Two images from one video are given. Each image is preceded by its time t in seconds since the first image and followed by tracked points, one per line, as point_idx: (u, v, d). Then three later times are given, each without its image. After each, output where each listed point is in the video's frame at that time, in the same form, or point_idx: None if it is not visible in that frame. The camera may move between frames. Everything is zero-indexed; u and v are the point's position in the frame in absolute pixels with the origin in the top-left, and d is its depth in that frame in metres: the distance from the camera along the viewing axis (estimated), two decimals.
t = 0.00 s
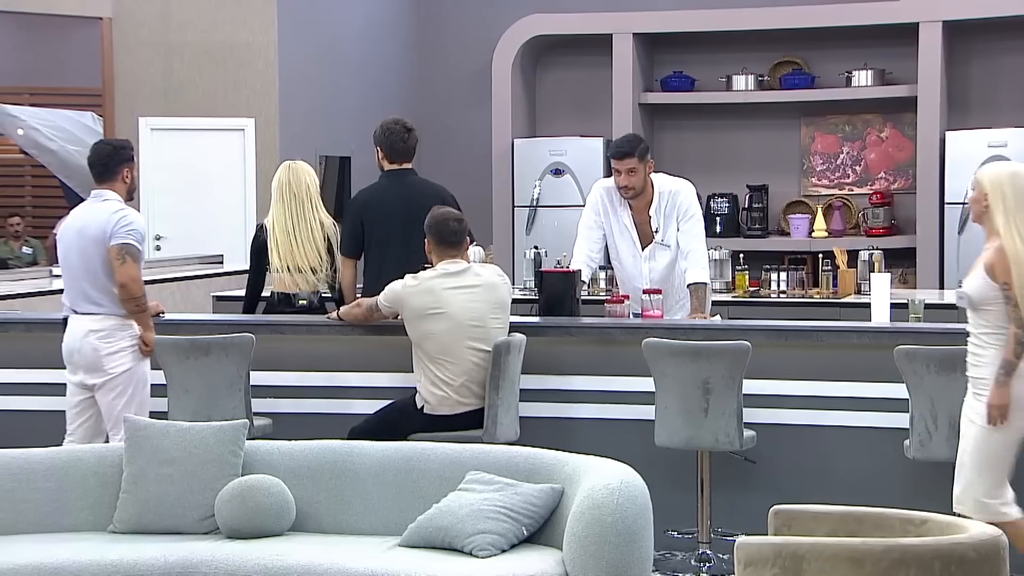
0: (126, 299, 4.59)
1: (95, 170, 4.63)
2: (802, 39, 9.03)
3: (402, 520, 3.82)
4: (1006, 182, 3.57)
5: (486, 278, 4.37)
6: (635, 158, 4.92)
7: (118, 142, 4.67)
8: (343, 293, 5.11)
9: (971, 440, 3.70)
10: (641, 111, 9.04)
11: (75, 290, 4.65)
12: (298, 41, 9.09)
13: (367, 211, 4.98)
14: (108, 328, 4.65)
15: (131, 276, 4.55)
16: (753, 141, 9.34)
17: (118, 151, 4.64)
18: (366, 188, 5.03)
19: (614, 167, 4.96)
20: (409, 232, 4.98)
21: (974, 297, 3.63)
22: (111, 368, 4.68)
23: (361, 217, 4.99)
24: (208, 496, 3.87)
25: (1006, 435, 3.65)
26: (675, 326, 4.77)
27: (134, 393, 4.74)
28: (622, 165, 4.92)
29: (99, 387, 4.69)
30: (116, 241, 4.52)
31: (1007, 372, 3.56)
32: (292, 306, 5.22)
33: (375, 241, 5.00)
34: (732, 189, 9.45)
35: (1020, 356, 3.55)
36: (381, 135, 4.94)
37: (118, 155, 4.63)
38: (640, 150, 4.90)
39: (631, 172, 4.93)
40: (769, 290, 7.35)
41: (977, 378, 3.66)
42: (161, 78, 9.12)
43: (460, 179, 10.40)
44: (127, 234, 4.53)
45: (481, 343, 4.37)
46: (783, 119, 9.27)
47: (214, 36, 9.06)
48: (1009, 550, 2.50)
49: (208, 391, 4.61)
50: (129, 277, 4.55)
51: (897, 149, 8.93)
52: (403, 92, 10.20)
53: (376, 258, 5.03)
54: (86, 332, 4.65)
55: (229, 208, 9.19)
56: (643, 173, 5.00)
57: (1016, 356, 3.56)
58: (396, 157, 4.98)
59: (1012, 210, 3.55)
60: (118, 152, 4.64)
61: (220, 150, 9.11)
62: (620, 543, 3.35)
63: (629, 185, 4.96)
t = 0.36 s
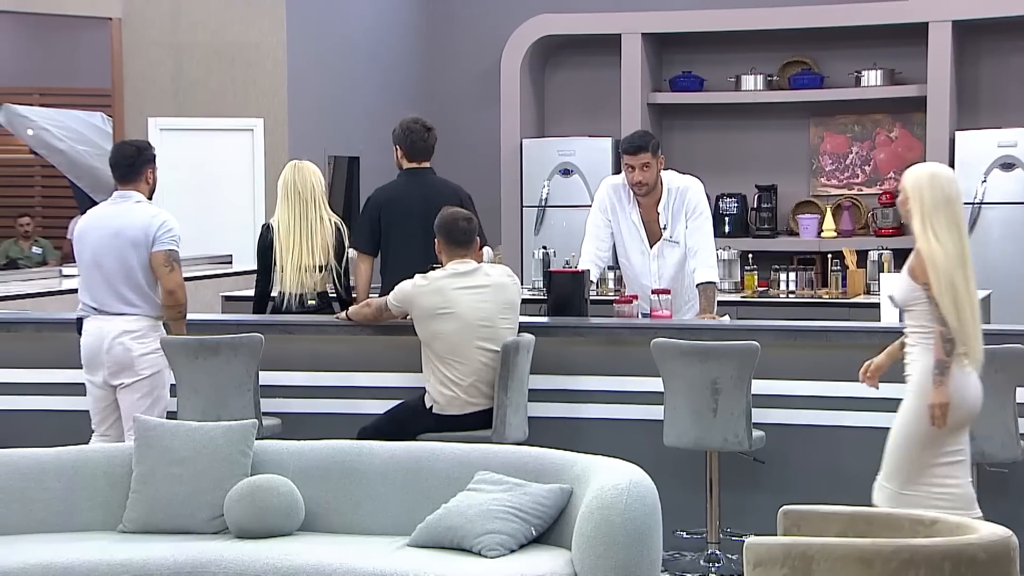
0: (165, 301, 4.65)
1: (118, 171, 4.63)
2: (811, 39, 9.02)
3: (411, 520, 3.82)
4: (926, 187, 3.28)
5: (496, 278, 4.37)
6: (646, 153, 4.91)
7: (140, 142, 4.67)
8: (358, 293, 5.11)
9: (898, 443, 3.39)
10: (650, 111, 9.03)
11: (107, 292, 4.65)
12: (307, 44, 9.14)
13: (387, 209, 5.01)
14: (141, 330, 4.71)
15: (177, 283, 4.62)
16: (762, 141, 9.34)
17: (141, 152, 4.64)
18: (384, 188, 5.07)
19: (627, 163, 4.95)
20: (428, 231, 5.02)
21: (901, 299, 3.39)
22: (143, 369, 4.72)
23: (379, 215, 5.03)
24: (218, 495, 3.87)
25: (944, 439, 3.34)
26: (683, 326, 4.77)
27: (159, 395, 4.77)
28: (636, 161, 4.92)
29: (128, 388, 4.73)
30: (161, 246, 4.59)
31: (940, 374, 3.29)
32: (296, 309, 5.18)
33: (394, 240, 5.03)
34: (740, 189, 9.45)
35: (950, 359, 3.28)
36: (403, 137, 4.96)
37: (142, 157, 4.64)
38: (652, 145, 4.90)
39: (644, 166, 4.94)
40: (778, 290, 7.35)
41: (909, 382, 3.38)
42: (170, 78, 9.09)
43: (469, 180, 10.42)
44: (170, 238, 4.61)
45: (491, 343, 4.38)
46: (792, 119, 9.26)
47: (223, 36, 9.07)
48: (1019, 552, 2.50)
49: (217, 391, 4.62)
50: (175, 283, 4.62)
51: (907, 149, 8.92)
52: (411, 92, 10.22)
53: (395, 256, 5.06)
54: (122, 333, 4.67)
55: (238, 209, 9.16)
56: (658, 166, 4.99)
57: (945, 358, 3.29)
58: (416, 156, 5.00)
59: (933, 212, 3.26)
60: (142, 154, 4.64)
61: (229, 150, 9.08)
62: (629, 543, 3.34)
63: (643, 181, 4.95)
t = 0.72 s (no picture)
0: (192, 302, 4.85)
1: (127, 173, 4.64)
2: (816, 39, 9.01)
3: (417, 520, 3.82)
4: (853, 184, 3.63)
5: (502, 278, 4.36)
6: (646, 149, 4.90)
7: (149, 144, 4.69)
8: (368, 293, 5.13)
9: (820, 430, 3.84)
10: (655, 111, 9.03)
11: (126, 295, 4.66)
12: (313, 44, 9.16)
13: (394, 207, 5.01)
14: (160, 330, 4.73)
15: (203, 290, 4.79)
16: (767, 141, 9.34)
17: (150, 154, 4.66)
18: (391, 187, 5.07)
19: (629, 160, 4.94)
20: (432, 230, 5.02)
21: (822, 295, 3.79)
22: (161, 367, 4.73)
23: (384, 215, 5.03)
24: (224, 495, 3.87)
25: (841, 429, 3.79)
26: (688, 326, 4.76)
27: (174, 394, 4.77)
28: (637, 156, 4.92)
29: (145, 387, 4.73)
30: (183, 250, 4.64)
31: (835, 370, 3.73)
32: (299, 309, 5.22)
33: (401, 240, 5.03)
34: (746, 189, 9.44)
35: (849, 353, 3.71)
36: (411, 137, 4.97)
37: (151, 158, 4.66)
38: (653, 140, 4.91)
39: (646, 162, 4.93)
40: (784, 290, 7.34)
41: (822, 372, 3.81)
42: (175, 78, 9.09)
43: (475, 180, 10.42)
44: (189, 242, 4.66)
45: (497, 343, 4.37)
46: (797, 119, 9.26)
47: (229, 36, 9.07)
48: None
49: (223, 391, 4.62)
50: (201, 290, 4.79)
51: (913, 149, 8.91)
52: (416, 92, 10.23)
53: (401, 256, 5.05)
54: (145, 335, 4.69)
55: (243, 210, 9.14)
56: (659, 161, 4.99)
57: (850, 353, 3.70)
58: (425, 157, 5.01)
59: (856, 212, 3.63)
60: (151, 155, 4.66)
61: (235, 151, 9.08)
62: (635, 543, 3.34)
63: (644, 176, 4.94)
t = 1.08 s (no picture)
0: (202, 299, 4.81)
1: (134, 172, 4.64)
2: (820, 39, 9.01)
3: (421, 520, 3.82)
4: (791, 187, 3.59)
5: (507, 278, 4.37)
6: (643, 158, 4.87)
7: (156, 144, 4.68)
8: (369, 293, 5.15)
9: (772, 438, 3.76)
10: (660, 111, 9.03)
11: (134, 294, 4.66)
12: (317, 44, 9.16)
13: (398, 208, 5.01)
14: (168, 330, 4.74)
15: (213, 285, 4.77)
16: (771, 141, 9.33)
17: (158, 154, 4.66)
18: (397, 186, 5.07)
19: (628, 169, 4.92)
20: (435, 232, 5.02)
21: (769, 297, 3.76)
22: (167, 367, 4.73)
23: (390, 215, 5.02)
24: (228, 495, 3.87)
25: (785, 431, 3.66)
26: (692, 326, 4.76)
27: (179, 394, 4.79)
28: (637, 167, 4.88)
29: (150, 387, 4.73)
30: (194, 248, 4.66)
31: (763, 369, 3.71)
32: (302, 309, 5.21)
33: (404, 241, 5.03)
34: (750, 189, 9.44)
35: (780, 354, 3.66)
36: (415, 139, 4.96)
37: (158, 158, 4.65)
38: (651, 148, 4.86)
39: (644, 171, 4.90)
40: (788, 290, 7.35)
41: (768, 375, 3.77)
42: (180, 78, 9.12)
43: (479, 180, 10.42)
44: (199, 240, 4.67)
45: (502, 343, 4.38)
46: (801, 119, 9.25)
47: (234, 37, 9.09)
48: None
49: (227, 390, 4.62)
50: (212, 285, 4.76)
51: (917, 149, 8.91)
52: (420, 92, 10.24)
53: (404, 256, 5.06)
54: (154, 333, 4.70)
55: (248, 209, 9.18)
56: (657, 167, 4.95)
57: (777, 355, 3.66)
58: (430, 157, 5.00)
59: (791, 214, 3.59)
60: (159, 155, 4.66)
61: (240, 151, 9.11)
62: (639, 544, 3.34)
63: (644, 183, 4.94)
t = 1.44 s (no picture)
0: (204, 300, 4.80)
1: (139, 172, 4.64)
2: (824, 39, 9.01)
3: (424, 519, 3.82)
4: (744, 186, 3.69)
5: (510, 278, 4.37)
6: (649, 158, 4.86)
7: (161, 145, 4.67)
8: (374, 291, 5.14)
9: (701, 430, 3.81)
10: (662, 111, 9.03)
11: (136, 293, 4.67)
12: (319, 44, 9.18)
13: (406, 207, 5.02)
14: (171, 330, 4.75)
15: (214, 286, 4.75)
16: (774, 141, 9.33)
17: (163, 154, 4.66)
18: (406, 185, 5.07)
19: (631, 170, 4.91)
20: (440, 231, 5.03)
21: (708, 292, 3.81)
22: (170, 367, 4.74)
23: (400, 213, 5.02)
24: (231, 495, 3.87)
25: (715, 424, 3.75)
26: (694, 326, 4.76)
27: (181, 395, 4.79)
28: (639, 168, 4.88)
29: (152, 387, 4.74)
30: (197, 249, 4.66)
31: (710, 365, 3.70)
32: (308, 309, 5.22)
33: (411, 240, 5.03)
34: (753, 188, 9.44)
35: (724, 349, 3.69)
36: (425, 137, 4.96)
37: (164, 158, 4.65)
38: (653, 150, 4.85)
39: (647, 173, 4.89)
40: (791, 290, 7.35)
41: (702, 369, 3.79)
42: (183, 79, 9.13)
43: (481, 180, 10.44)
44: (203, 240, 4.68)
45: (504, 343, 4.37)
46: (804, 119, 9.25)
47: (237, 37, 9.10)
48: None
49: (230, 391, 4.62)
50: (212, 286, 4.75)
51: (920, 149, 8.90)
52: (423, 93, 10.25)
53: (411, 255, 5.06)
54: (156, 333, 4.70)
55: (250, 209, 9.21)
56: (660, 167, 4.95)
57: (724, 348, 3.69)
58: (439, 156, 5.00)
59: (743, 211, 3.68)
60: (164, 156, 4.66)
61: (242, 152, 9.13)
62: (642, 544, 3.34)
63: (646, 185, 4.94)
